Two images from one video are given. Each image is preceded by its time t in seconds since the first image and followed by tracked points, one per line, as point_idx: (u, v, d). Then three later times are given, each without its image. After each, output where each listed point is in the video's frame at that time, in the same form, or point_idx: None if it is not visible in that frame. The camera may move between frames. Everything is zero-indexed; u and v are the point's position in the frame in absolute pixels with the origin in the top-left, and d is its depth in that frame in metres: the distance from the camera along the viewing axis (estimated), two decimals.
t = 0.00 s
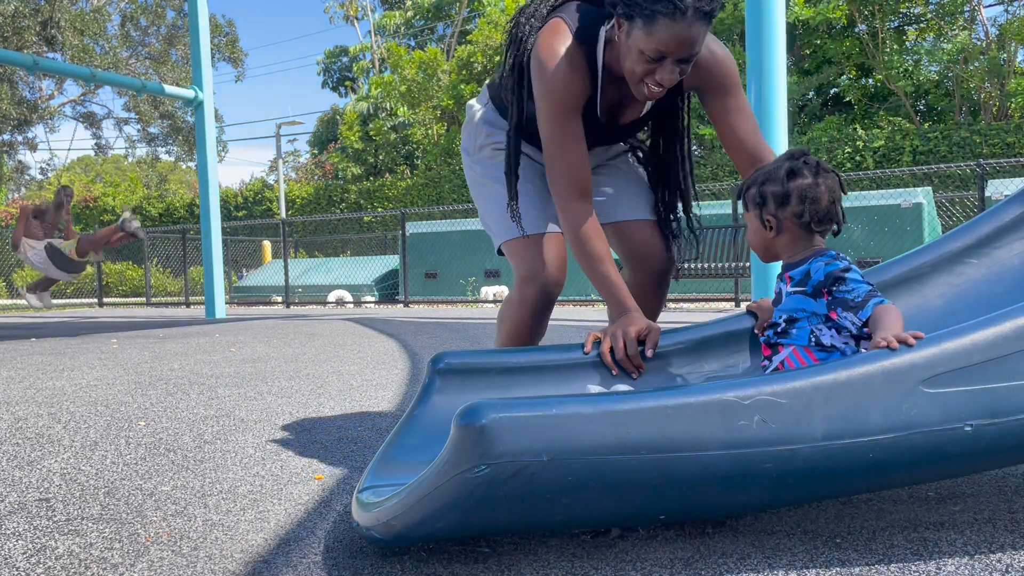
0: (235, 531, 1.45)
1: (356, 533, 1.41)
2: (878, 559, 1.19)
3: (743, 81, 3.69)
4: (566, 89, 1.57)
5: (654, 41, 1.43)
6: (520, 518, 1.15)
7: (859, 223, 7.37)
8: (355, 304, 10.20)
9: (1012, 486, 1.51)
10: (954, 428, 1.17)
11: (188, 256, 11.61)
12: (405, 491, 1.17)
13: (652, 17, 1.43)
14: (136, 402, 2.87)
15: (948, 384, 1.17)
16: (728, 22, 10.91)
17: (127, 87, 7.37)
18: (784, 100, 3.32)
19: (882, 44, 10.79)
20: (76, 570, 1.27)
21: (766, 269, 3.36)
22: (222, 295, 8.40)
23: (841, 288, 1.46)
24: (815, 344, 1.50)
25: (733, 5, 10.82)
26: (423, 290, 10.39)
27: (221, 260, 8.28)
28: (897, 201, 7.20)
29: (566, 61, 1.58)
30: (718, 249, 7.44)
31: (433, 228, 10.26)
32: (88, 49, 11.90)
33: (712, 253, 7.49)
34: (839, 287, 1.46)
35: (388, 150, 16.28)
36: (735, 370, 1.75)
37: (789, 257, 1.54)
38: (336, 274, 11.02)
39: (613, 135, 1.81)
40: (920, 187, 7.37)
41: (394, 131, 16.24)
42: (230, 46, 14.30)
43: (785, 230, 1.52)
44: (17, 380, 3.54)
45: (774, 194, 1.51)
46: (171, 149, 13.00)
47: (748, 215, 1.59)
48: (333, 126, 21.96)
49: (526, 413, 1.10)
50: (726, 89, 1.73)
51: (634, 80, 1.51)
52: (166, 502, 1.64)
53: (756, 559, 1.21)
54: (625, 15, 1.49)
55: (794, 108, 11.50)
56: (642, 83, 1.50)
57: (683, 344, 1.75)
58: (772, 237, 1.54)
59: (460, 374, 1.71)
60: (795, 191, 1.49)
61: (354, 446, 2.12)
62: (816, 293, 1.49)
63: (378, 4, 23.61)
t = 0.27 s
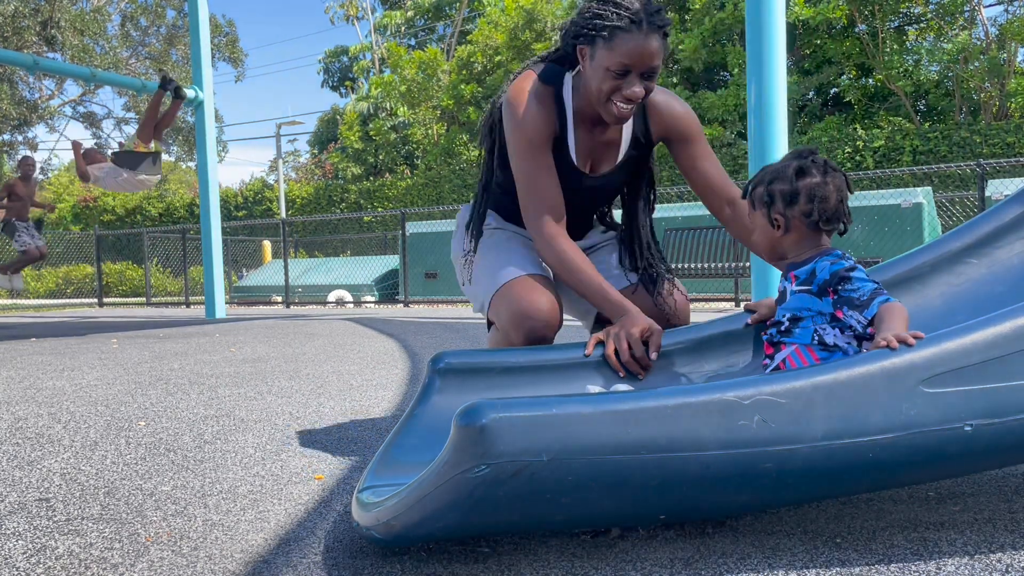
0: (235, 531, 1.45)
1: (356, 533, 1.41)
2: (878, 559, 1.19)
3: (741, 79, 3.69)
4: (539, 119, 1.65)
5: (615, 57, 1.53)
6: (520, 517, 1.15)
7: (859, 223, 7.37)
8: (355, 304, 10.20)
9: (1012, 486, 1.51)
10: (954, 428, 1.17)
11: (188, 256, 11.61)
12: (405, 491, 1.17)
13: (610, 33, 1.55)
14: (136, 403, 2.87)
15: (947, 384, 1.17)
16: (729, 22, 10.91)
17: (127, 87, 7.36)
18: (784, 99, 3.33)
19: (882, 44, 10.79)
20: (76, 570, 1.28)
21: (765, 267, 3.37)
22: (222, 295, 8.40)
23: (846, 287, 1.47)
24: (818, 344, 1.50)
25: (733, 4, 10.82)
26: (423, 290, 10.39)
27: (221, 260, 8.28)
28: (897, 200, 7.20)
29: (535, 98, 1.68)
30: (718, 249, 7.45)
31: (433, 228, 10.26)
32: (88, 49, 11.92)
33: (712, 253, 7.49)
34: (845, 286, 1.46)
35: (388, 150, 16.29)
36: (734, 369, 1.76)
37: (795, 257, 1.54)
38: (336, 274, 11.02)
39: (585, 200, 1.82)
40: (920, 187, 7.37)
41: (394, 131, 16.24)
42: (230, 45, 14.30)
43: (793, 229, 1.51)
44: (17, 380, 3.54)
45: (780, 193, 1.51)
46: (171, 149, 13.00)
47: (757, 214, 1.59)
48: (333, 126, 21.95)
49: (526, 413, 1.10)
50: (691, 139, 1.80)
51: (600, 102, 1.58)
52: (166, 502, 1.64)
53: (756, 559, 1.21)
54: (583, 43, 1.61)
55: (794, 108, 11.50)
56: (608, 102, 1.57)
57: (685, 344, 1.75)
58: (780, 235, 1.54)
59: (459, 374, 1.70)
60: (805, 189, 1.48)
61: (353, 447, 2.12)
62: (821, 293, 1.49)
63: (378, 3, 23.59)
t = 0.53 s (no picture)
0: (235, 531, 1.45)
1: (356, 533, 1.41)
2: (879, 559, 1.19)
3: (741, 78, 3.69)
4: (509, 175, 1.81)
5: (569, 104, 1.72)
6: (520, 517, 1.15)
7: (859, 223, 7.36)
8: (355, 304, 10.20)
9: (1011, 486, 1.51)
10: (954, 428, 1.17)
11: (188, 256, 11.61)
12: (405, 491, 1.17)
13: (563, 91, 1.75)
14: (136, 403, 2.87)
15: (947, 383, 1.17)
16: (728, 22, 10.92)
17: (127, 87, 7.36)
18: (785, 98, 3.32)
19: (882, 44, 10.80)
20: (75, 570, 1.28)
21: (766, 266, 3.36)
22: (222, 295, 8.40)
23: (836, 281, 1.46)
24: (811, 342, 1.50)
25: (733, 5, 10.82)
26: (423, 290, 10.39)
27: (221, 260, 8.27)
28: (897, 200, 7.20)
29: (505, 162, 1.84)
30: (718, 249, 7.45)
31: (433, 228, 10.25)
32: (88, 49, 11.94)
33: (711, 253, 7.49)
34: (834, 281, 1.45)
35: (388, 150, 16.30)
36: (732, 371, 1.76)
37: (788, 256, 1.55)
38: (336, 274, 11.02)
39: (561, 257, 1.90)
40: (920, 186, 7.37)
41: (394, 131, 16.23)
42: (230, 45, 14.30)
43: (788, 226, 1.52)
44: (17, 380, 3.54)
45: (779, 189, 1.51)
46: (171, 149, 13.00)
47: (751, 209, 1.59)
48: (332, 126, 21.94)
49: (526, 413, 1.10)
50: (649, 192, 1.95)
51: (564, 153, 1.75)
52: (166, 502, 1.64)
53: (756, 559, 1.21)
54: (542, 103, 1.81)
55: (794, 108, 11.51)
56: (570, 148, 1.74)
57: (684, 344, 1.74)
58: (773, 232, 1.54)
59: (459, 374, 1.70)
60: (805, 188, 1.49)
61: (353, 447, 2.12)
62: (812, 289, 1.49)
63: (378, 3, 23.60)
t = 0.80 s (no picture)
0: (234, 531, 1.45)
1: (356, 533, 1.41)
2: (878, 559, 1.19)
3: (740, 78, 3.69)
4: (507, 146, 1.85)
5: (565, 79, 1.76)
6: (519, 518, 1.15)
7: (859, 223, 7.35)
8: (355, 304, 10.20)
9: (1011, 486, 1.51)
10: (954, 428, 1.16)
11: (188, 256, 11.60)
12: (405, 491, 1.17)
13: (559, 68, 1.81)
14: (136, 402, 2.87)
15: (947, 383, 1.17)
16: (728, 21, 10.92)
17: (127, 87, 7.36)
18: (785, 98, 3.32)
19: (882, 44, 10.81)
20: (75, 570, 1.27)
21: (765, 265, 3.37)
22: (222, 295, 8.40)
23: (805, 283, 1.48)
24: (795, 344, 1.50)
25: (733, 5, 10.82)
26: (423, 290, 10.39)
27: (221, 260, 8.27)
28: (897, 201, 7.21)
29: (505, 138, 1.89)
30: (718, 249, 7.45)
31: (433, 228, 10.24)
32: (88, 49, 11.93)
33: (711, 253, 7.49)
34: (804, 282, 1.47)
35: (388, 150, 16.30)
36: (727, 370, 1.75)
37: (761, 262, 1.56)
38: (336, 274, 11.01)
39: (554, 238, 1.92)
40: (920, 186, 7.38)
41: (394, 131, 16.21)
42: (229, 45, 14.30)
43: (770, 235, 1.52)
44: (17, 380, 3.54)
45: (768, 199, 1.50)
46: (171, 149, 13.00)
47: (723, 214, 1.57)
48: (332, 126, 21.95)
49: (526, 413, 1.10)
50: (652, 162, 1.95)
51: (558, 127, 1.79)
52: (166, 502, 1.64)
53: (756, 559, 1.21)
54: (538, 80, 1.86)
55: (795, 108, 11.51)
56: (563, 124, 1.78)
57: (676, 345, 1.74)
58: (756, 240, 1.54)
59: (459, 374, 1.69)
60: (792, 198, 1.50)
61: (354, 447, 2.11)
62: (785, 294, 1.51)
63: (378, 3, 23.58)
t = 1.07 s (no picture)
0: (234, 531, 1.45)
1: (356, 533, 1.41)
2: (878, 559, 1.19)
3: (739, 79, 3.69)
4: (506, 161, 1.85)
5: (557, 88, 1.78)
6: (518, 518, 1.15)
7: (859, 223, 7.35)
8: (355, 304, 10.19)
9: (1011, 486, 1.51)
10: (954, 428, 1.16)
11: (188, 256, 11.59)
12: (405, 490, 1.17)
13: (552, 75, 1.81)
14: (136, 402, 2.87)
15: (947, 383, 1.17)
16: (728, 21, 10.92)
17: (127, 87, 7.37)
18: (784, 100, 3.32)
19: (882, 44, 10.81)
20: (75, 570, 1.27)
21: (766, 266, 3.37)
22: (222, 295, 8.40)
23: (782, 290, 1.48)
24: (768, 348, 1.49)
25: (733, 5, 10.82)
26: (423, 290, 10.39)
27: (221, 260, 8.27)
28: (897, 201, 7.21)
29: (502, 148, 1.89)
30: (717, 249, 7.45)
31: (433, 228, 10.25)
32: (88, 49, 11.93)
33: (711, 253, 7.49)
34: (781, 288, 1.47)
35: (388, 150, 16.30)
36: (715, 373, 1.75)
37: (737, 272, 1.55)
38: (336, 274, 11.01)
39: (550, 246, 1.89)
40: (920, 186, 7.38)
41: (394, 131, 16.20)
42: (229, 45, 14.30)
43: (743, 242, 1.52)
44: (16, 381, 3.54)
45: (746, 209, 1.51)
46: (171, 149, 12.98)
47: (692, 218, 1.56)
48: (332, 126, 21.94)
49: (525, 413, 1.10)
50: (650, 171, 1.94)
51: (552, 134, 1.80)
52: (166, 502, 1.64)
53: (756, 559, 1.21)
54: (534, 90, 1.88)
55: (795, 108, 11.51)
56: (559, 132, 1.79)
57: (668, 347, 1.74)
58: (732, 245, 1.53)
59: (458, 374, 1.69)
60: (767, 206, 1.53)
61: (354, 446, 2.12)
62: (761, 300, 1.51)
63: (378, 2, 23.56)
